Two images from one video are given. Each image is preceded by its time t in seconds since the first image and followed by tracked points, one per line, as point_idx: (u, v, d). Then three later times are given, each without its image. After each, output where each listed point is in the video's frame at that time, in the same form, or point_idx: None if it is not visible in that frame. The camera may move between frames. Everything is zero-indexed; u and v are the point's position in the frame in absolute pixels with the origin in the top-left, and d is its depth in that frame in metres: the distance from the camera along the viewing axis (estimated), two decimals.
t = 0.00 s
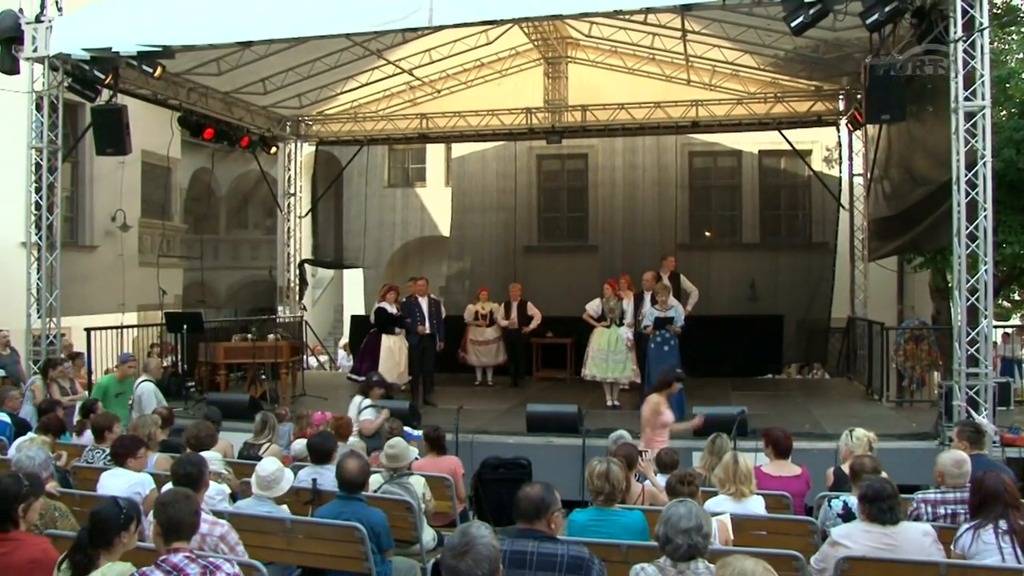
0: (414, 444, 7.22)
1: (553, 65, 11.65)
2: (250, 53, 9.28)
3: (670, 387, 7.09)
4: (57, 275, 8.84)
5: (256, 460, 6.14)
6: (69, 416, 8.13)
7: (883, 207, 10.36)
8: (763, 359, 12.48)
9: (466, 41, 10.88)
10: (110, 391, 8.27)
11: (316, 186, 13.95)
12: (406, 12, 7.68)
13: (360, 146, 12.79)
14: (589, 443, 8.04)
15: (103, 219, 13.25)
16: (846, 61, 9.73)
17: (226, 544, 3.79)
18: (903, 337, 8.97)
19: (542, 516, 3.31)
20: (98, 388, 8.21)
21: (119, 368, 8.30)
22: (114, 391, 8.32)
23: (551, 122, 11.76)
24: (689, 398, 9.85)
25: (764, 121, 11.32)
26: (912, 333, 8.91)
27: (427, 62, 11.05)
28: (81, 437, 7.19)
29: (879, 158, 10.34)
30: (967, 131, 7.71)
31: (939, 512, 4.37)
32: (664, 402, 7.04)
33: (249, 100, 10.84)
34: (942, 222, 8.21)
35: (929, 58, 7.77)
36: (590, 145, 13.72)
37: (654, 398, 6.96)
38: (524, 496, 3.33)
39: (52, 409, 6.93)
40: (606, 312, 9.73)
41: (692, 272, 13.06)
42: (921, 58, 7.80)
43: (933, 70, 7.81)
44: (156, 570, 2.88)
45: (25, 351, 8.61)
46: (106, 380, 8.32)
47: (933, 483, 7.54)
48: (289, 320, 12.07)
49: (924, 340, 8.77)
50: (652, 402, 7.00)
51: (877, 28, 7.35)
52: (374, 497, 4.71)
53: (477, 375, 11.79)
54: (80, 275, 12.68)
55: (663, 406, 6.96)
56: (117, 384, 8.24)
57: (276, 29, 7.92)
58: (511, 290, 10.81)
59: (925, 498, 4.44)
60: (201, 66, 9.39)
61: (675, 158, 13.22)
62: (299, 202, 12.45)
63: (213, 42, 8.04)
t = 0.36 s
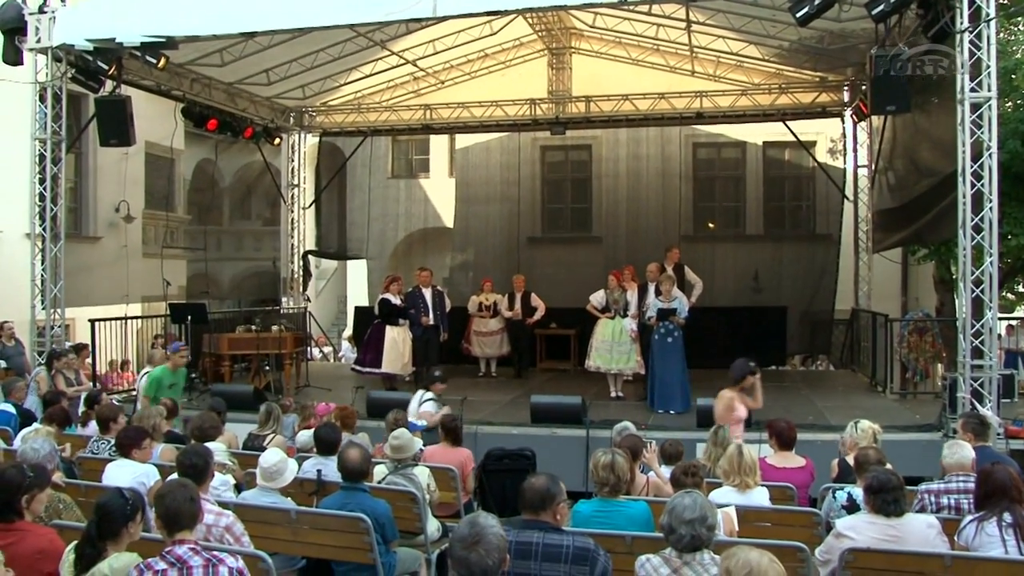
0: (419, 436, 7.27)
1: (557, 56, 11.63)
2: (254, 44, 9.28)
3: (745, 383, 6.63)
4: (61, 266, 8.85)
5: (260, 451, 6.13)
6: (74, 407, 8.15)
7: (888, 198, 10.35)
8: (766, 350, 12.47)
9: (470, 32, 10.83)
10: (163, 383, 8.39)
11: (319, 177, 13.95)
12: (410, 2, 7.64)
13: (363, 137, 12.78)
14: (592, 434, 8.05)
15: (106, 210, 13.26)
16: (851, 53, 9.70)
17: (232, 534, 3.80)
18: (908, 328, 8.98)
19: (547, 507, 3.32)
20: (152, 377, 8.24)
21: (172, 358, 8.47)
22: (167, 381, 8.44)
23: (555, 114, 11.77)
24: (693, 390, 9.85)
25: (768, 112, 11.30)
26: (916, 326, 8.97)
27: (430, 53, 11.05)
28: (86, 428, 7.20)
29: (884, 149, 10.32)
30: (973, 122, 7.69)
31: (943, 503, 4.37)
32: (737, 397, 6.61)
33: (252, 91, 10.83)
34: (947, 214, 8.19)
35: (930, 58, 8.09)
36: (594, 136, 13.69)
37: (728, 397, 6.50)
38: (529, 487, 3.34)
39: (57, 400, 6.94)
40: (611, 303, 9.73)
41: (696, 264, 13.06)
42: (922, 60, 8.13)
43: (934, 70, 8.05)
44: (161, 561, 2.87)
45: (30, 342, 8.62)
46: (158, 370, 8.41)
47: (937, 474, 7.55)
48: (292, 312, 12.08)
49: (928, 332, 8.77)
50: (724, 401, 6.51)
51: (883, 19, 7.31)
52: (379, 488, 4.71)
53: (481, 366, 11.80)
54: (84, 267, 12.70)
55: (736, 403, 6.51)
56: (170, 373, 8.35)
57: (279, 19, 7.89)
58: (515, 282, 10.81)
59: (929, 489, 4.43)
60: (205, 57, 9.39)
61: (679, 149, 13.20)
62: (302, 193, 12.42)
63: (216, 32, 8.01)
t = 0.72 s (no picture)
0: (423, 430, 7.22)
1: (560, 48, 11.62)
2: (257, 36, 9.28)
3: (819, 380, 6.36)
4: (65, 259, 8.85)
5: (265, 443, 6.12)
6: (78, 399, 8.17)
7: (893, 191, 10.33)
8: (770, 343, 12.49)
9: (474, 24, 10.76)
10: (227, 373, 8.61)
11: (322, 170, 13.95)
12: None
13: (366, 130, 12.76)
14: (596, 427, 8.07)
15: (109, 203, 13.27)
16: (856, 45, 9.68)
17: (237, 527, 3.80)
18: (912, 321, 8.97)
19: (552, 499, 3.31)
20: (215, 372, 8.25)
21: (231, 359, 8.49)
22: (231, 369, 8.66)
23: (559, 106, 11.72)
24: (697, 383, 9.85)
25: (772, 105, 11.27)
26: (920, 319, 8.94)
27: (434, 45, 11.06)
28: (90, 420, 7.21)
29: (888, 142, 10.30)
30: (978, 114, 7.66)
31: (948, 496, 4.36)
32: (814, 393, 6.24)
33: (256, 84, 10.83)
34: (952, 207, 8.17)
35: (929, 58, 7.93)
36: (598, 129, 13.67)
37: (804, 391, 6.57)
38: (534, 479, 3.34)
39: (62, 392, 6.95)
40: (615, 296, 9.70)
41: (699, 256, 13.06)
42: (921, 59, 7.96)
43: (934, 70, 7.90)
44: (165, 553, 2.86)
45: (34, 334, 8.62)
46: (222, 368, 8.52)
47: (942, 467, 7.55)
48: (296, 304, 12.09)
49: (933, 325, 8.76)
50: (802, 396, 6.55)
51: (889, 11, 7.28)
52: (383, 480, 4.71)
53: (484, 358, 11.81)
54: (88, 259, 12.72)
55: (813, 399, 6.57)
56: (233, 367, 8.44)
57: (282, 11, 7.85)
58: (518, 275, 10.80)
59: (934, 482, 4.43)
60: (208, 49, 9.38)
61: (682, 141, 13.19)
62: (305, 186, 12.42)
63: (219, 25, 7.98)
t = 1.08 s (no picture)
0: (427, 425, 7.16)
1: (563, 41, 11.65)
2: (260, 30, 9.29)
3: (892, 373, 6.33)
4: (68, 253, 8.87)
5: (268, 436, 6.14)
6: (82, 393, 8.18)
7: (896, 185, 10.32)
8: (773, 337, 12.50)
9: (476, 18, 11.03)
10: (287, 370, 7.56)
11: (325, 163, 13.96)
12: None
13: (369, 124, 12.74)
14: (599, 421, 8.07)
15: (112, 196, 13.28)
16: (859, 39, 9.68)
17: (241, 520, 3.81)
18: (914, 315, 8.97)
19: (556, 493, 3.30)
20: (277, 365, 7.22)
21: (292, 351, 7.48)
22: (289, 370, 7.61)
23: (561, 99, 11.69)
24: (700, 376, 9.86)
25: (775, 99, 11.24)
26: (923, 312, 8.93)
27: (436, 38, 11.12)
28: (94, 414, 7.21)
29: (892, 136, 10.29)
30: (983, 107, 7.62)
31: (950, 488, 4.36)
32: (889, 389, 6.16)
33: (258, 77, 10.84)
34: (955, 200, 8.16)
35: (928, 57, 7.82)
36: (601, 122, 13.66)
37: (880, 382, 6.20)
38: (538, 472, 3.33)
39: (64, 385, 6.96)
40: (618, 289, 9.70)
41: (703, 250, 13.06)
42: (921, 58, 7.83)
43: (933, 69, 7.83)
44: (170, 546, 2.87)
45: (37, 328, 8.63)
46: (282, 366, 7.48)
47: (945, 461, 7.55)
48: (298, 298, 12.08)
49: (935, 319, 8.78)
50: (877, 387, 6.17)
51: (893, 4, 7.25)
52: (387, 474, 4.71)
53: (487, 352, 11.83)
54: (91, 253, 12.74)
55: (887, 390, 6.19)
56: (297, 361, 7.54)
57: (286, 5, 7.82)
58: (521, 267, 10.80)
59: (937, 474, 4.44)
60: (211, 43, 9.38)
61: (685, 135, 13.20)
62: (308, 179, 12.41)
63: (222, 18, 7.97)
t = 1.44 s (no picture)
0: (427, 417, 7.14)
1: (565, 34, 11.66)
2: (261, 23, 9.29)
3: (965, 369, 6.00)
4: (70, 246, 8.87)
5: (271, 429, 6.13)
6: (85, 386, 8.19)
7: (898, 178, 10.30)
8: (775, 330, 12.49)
9: (478, 11, 10.96)
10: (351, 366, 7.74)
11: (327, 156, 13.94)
12: None
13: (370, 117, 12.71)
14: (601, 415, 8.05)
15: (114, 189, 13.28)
16: (862, 32, 9.66)
17: (244, 513, 3.81)
18: (916, 309, 8.97)
19: (559, 486, 3.30)
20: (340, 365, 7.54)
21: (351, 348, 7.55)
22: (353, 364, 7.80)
23: (564, 92, 11.68)
24: (702, 370, 9.86)
25: (778, 92, 11.24)
26: (925, 306, 8.94)
27: (438, 31, 11.16)
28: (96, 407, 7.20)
29: (894, 129, 10.28)
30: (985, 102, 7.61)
31: (953, 482, 4.36)
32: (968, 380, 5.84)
33: (260, 70, 10.83)
34: (958, 194, 8.15)
35: (929, 57, 7.80)
36: (603, 115, 13.65)
37: (957, 375, 5.83)
38: (541, 465, 3.32)
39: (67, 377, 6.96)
40: (620, 283, 9.71)
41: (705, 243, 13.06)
42: (921, 58, 7.81)
43: (934, 68, 7.81)
44: (174, 540, 2.87)
45: (40, 321, 8.64)
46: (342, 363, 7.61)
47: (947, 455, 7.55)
48: (300, 291, 12.07)
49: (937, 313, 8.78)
50: (954, 380, 5.84)
51: None
52: (389, 467, 4.71)
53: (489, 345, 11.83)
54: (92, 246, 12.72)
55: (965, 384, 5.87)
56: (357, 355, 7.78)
57: None
58: (524, 261, 10.79)
59: (940, 467, 4.44)
60: (212, 36, 9.36)
61: (688, 128, 13.19)
62: (310, 173, 12.38)
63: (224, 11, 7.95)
